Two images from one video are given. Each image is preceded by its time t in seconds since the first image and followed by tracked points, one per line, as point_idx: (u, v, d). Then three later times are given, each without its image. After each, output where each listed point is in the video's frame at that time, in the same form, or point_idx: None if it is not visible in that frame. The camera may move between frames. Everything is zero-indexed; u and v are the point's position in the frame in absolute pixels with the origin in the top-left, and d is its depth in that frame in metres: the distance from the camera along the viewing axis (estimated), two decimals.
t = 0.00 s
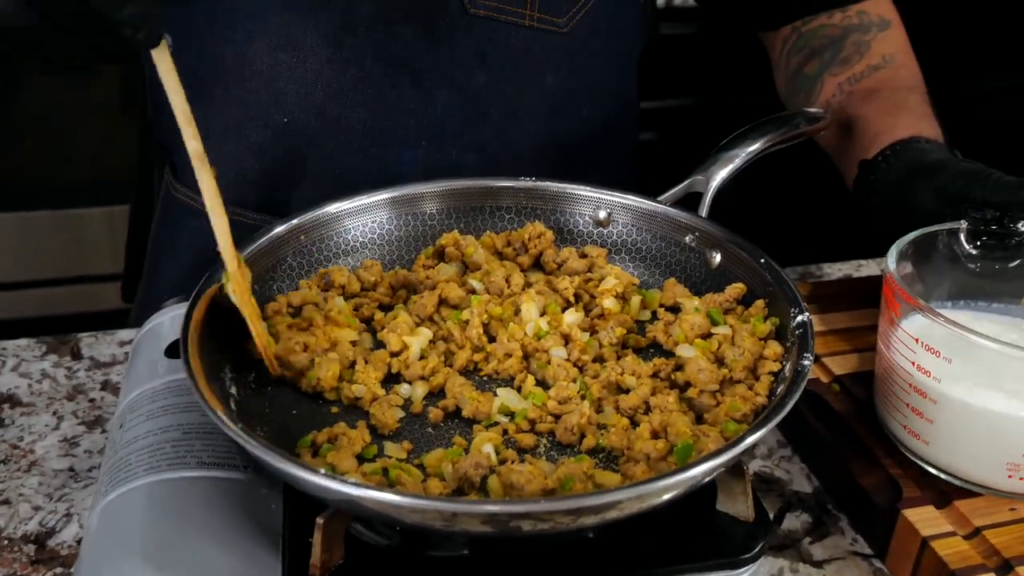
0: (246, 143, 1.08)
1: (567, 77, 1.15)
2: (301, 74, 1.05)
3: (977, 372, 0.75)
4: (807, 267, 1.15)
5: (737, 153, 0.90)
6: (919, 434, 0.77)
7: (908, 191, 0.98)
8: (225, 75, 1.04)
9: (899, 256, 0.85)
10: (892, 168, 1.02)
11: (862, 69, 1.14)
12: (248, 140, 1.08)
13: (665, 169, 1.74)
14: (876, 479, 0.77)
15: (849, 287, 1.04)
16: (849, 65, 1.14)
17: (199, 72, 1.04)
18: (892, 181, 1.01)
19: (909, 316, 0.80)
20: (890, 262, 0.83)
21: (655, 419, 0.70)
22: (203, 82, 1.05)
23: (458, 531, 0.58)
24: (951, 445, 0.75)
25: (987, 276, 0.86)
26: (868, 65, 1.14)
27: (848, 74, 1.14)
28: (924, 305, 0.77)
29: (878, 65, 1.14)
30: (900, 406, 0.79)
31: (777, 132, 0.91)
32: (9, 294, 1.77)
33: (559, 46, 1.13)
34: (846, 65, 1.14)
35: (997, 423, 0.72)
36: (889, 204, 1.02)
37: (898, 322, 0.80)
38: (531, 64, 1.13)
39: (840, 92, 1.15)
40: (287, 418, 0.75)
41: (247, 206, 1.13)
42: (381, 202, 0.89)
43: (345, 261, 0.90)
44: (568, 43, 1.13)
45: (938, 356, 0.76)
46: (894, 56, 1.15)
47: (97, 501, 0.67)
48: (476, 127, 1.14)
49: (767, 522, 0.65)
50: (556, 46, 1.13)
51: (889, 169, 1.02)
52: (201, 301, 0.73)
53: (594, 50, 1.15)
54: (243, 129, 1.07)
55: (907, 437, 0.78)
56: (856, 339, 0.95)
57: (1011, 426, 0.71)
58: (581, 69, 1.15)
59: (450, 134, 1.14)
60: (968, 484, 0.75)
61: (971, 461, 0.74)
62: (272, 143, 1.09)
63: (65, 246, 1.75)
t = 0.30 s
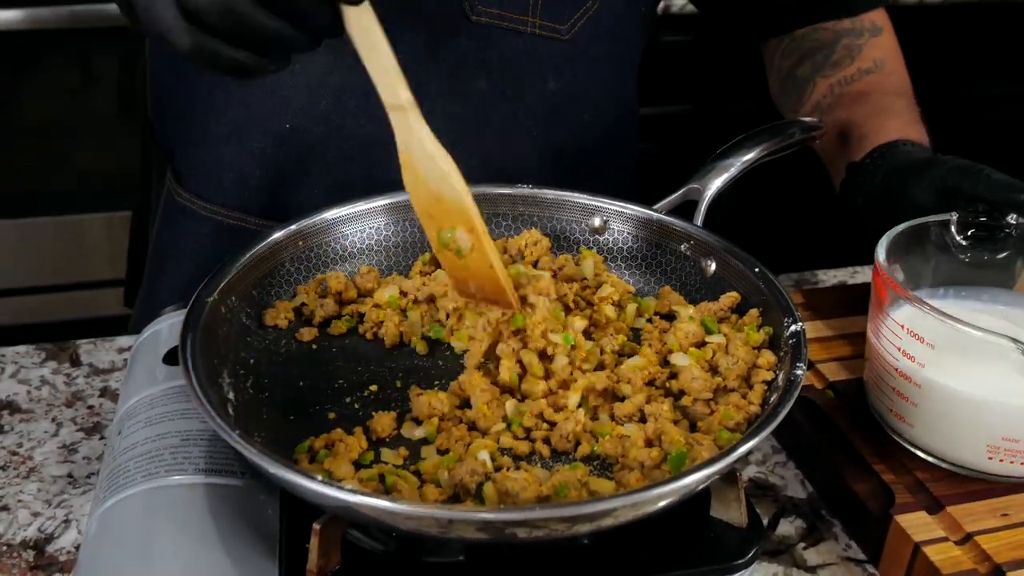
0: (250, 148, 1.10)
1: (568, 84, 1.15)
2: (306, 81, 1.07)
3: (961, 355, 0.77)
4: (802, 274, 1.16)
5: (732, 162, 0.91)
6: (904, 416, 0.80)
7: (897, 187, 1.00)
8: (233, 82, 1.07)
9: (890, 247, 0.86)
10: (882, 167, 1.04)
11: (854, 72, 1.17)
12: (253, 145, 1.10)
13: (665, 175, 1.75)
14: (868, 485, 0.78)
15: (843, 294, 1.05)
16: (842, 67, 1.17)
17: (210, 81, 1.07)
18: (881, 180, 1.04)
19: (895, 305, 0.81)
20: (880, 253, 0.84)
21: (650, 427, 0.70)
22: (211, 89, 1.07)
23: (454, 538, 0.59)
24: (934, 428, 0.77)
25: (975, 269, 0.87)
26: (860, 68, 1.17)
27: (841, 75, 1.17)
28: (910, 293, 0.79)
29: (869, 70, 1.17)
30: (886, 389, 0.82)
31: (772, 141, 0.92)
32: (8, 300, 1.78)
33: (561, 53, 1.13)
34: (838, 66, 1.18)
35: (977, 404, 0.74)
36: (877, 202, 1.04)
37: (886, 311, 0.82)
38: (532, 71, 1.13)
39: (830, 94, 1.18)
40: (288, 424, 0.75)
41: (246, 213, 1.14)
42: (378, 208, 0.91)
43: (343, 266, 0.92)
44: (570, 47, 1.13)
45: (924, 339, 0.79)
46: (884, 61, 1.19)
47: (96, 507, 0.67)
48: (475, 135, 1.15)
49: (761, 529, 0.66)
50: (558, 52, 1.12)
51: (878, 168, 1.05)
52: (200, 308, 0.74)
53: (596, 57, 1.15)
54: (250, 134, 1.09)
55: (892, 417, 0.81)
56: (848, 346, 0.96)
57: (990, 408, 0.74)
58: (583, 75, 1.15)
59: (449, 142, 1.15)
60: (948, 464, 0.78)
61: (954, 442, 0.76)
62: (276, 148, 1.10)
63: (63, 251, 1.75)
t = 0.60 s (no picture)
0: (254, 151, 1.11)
1: (571, 88, 1.16)
2: (309, 84, 1.08)
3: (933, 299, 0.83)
4: (800, 278, 1.16)
5: (728, 166, 0.92)
6: (878, 358, 0.87)
7: (893, 155, 1.02)
8: (240, 85, 1.08)
9: (874, 206, 0.90)
10: (879, 137, 1.06)
11: (848, 55, 1.20)
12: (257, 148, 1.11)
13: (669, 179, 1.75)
14: (863, 486, 0.78)
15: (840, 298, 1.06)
16: (836, 52, 1.21)
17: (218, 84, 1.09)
18: (876, 151, 1.05)
19: (876, 259, 0.87)
20: (863, 208, 0.89)
21: (645, 428, 0.71)
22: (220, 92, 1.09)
23: (451, 537, 0.59)
24: (910, 367, 0.83)
25: (959, 232, 0.92)
26: (854, 51, 1.20)
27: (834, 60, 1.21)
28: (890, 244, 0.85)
29: (863, 52, 1.20)
30: (864, 333, 0.89)
31: (769, 145, 0.93)
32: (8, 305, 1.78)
33: (564, 58, 1.14)
34: (835, 51, 1.21)
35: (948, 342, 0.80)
36: (874, 170, 1.05)
37: (868, 262, 0.88)
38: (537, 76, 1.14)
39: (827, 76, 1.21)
40: (288, 424, 0.76)
41: (245, 218, 1.15)
42: (378, 213, 0.92)
43: (342, 270, 0.92)
44: (574, 53, 1.14)
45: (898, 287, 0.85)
46: (877, 45, 1.22)
47: (97, 508, 0.68)
48: (475, 140, 1.16)
49: (755, 529, 0.66)
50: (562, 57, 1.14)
51: (872, 140, 1.07)
52: (200, 310, 0.75)
53: (600, 62, 1.16)
54: (254, 139, 1.11)
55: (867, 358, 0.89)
56: (843, 349, 0.96)
57: (961, 344, 0.80)
58: (587, 82, 1.16)
59: (449, 147, 1.16)
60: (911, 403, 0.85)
61: (930, 381, 0.82)
62: (281, 152, 1.11)
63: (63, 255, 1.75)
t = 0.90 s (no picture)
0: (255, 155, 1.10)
1: (570, 95, 1.16)
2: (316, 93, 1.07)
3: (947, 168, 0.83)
4: (794, 284, 1.17)
5: (723, 173, 0.93)
6: (899, 234, 0.86)
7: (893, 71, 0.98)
8: (238, 84, 1.08)
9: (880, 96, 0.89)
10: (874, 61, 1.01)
11: None
12: (257, 153, 1.10)
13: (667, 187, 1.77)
14: (855, 491, 0.79)
15: (834, 306, 1.07)
16: None
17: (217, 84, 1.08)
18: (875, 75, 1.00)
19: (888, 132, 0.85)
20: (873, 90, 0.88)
21: (637, 433, 0.72)
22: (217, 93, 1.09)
23: (446, 541, 0.60)
24: (924, 239, 0.84)
25: (969, 127, 0.94)
26: None
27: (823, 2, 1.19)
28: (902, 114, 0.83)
29: None
30: (882, 210, 0.88)
31: (764, 154, 0.93)
32: (9, 311, 1.79)
33: (561, 63, 1.14)
34: None
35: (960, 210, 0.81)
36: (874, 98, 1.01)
37: (880, 136, 0.86)
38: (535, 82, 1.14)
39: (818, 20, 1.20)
40: (286, 429, 0.77)
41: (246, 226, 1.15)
42: (375, 220, 0.92)
43: (338, 276, 0.93)
44: (572, 60, 1.15)
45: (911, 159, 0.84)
46: None
47: (96, 512, 0.69)
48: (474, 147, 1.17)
49: (746, 533, 0.67)
50: (559, 63, 1.14)
51: (866, 69, 1.02)
52: (198, 316, 0.75)
53: (599, 69, 1.16)
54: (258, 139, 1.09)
55: (886, 238, 0.88)
56: (836, 354, 0.97)
57: (974, 214, 0.80)
58: (586, 88, 1.17)
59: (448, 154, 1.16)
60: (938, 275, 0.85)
61: (944, 251, 0.83)
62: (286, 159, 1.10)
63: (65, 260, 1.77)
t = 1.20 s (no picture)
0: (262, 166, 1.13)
1: (565, 100, 1.17)
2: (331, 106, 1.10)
3: (933, 40, 0.80)
4: (791, 290, 1.18)
5: (721, 179, 0.94)
6: (888, 103, 0.83)
7: None
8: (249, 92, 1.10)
9: None
10: None
11: None
12: (263, 162, 1.13)
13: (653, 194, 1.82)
14: (849, 493, 0.80)
15: (830, 310, 1.08)
16: None
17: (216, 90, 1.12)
18: None
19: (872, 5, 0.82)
20: None
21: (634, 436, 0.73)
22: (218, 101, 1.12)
23: (445, 542, 0.61)
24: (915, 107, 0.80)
25: None
26: None
27: None
28: None
29: None
30: (867, 83, 0.84)
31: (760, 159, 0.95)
32: (8, 317, 1.81)
33: (557, 66, 1.15)
34: None
35: (951, 77, 0.77)
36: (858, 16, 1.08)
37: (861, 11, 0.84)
38: (532, 88, 1.15)
39: None
40: (287, 432, 0.78)
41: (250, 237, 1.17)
42: (375, 226, 0.94)
43: (339, 282, 0.94)
44: (567, 65, 1.16)
45: (895, 34, 0.81)
46: None
47: (99, 514, 0.70)
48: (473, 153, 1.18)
49: (741, 535, 0.68)
50: (554, 68, 1.15)
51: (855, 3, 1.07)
52: (201, 321, 0.76)
53: (593, 76, 1.18)
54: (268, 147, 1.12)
55: (875, 110, 0.85)
56: (831, 359, 0.98)
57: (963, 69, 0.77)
58: (584, 95, 1.18)
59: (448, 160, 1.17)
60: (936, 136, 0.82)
61: (938, 116, 0.80)
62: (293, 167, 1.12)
63: (65, 266, 1.78)
